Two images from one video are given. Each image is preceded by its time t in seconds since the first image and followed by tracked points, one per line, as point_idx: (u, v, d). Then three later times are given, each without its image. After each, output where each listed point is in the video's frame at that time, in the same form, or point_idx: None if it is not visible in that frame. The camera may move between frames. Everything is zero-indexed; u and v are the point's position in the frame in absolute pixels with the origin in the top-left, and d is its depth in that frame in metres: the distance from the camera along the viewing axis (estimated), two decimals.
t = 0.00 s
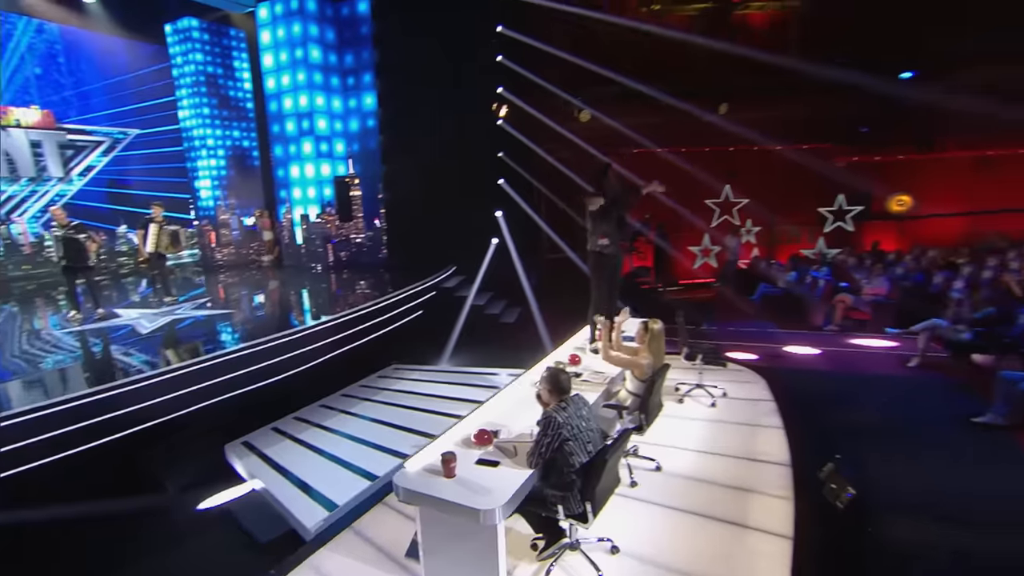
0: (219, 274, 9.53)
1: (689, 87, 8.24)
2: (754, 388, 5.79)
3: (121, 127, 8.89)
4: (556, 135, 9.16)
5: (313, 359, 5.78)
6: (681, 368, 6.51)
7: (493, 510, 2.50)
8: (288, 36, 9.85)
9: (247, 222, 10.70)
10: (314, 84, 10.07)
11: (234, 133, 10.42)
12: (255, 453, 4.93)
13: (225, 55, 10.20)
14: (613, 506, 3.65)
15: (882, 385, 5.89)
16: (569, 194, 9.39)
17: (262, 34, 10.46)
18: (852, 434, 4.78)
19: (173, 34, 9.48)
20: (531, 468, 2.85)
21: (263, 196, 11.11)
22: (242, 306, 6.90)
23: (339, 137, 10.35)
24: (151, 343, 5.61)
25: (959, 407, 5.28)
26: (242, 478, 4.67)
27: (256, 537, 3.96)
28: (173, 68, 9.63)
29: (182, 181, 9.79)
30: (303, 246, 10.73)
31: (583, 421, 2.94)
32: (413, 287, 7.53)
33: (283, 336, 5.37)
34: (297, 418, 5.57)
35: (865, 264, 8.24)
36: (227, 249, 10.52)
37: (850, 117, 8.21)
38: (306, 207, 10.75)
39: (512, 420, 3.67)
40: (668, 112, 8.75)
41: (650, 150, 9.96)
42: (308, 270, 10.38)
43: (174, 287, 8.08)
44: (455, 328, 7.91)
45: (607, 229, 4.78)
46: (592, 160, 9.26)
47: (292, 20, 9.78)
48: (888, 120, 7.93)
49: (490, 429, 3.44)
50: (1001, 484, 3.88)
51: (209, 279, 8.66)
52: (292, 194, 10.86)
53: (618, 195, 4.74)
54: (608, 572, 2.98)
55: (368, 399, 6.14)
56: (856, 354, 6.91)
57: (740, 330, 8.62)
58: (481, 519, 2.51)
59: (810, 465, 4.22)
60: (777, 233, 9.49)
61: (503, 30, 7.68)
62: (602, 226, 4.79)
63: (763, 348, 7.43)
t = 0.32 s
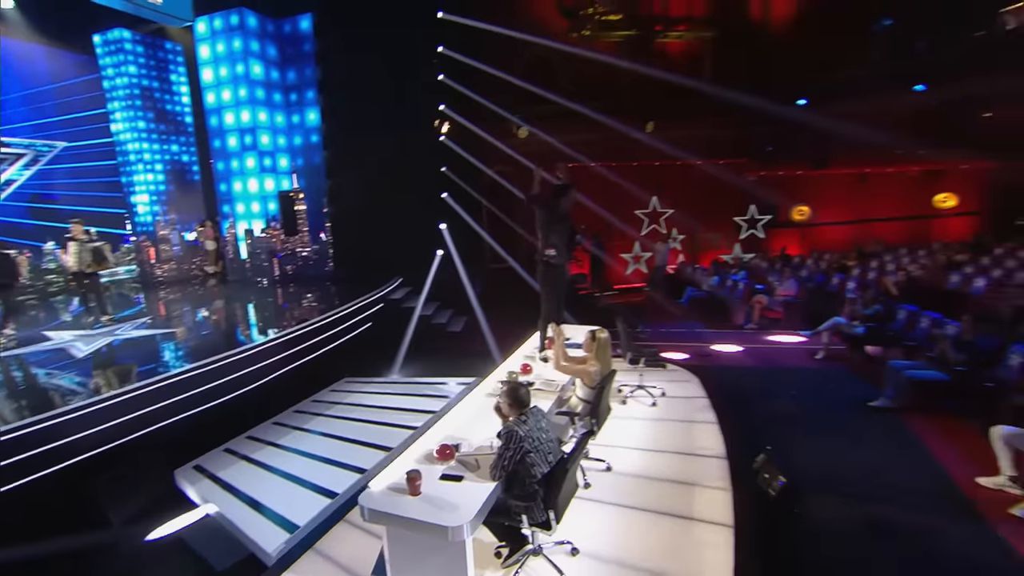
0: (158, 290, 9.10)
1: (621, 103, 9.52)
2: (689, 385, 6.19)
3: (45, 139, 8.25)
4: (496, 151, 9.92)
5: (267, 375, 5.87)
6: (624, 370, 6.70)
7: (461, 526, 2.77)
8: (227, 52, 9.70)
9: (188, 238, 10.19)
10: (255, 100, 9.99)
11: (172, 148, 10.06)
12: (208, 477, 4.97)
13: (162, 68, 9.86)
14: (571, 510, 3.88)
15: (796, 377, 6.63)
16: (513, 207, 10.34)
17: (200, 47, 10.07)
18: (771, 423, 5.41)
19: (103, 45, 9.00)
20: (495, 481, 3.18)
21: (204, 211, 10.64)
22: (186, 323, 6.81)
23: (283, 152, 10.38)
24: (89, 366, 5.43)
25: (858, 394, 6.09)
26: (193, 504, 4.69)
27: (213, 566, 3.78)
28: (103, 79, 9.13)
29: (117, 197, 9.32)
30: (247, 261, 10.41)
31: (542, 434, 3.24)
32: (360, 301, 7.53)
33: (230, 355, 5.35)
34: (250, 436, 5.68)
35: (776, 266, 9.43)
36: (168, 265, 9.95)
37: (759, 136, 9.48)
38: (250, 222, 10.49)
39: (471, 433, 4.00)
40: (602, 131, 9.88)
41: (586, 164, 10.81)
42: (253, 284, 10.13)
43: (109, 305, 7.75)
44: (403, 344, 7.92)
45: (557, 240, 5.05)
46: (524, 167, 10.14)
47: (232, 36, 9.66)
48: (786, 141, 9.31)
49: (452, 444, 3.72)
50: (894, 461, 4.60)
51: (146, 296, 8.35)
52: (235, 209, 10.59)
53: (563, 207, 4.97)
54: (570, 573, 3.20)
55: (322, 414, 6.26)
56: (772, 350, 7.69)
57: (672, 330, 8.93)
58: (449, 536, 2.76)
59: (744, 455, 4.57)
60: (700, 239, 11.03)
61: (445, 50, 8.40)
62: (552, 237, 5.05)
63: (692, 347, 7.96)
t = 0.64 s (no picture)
0: (91, 309, 8.57)
1: (557, 118, 10.35)
2: (630, 386, 6.66)
3: None
4: (436, 165, 10.12)
5: (217, 395, 5.69)
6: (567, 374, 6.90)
7: (432, 544, 2.80)
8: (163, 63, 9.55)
9: (123, 254, 9.56)
10: (194, 113, 10.09)
11: (102, 160, 9.47)
12: (155, 506, 4.72)
13: (88, 78, 9.24)
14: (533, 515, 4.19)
15: (724, 374, 7.32)
16: (461, 219, 10.62)
17: (132, 58, 9.79)
18: (705, 418, 5.99)
19: (20, 52, 8.18)
20: (461, 495, 3.24)
21: (141, 227, 10.18)
22: (121, 343, 6.55)
23: (224, 167, 10.75)
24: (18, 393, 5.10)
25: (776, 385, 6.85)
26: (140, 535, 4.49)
27: None
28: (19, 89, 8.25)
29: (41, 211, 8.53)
30: (189, 278, 9.82)
31: (505, 446, 3.36)
32: (307, 316, 7.55)
33: (179, 377, 5.11)
34: (200, 460, 5.47)
35: (700, 272, 10.28)
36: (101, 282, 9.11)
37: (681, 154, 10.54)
38: (191, 236, 10.55)
39: (432, 447, 4.01)
40: (537, 145, 10.45)
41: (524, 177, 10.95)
42: (197, 301, 9.49)
43: (31, 326, 7.26)
44: (354, 352, 8.05)
45: (506, 260, 5.22)
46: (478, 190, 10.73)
47: (168, 47, 9.53)
48: (707, 155, 10.52)
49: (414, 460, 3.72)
50: (809, 445, 5.31)
51: (72, 316, 7.87)
52: (174, 224, 10.47)
53: (510, 230, 5.20)
54: None
55: (274, 433, 6.16)
56: (700, 348, 8.43)
57: (609, 334, 9.36)
58: (421, 554, 2.78)
59: (685, 453, 5.13)
60: (631, 246, 11.77)
61: (387, 69, 8.26)
62: (498, 257, 5.22)
63: (629, 348, 8.56)
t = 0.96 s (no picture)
0: None
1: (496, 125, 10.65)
2: (579, 390, 6.85)
3: None
4: (379, 174, 9.73)
5: (152, 422, 5.23)
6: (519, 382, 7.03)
7: (403, 568, 2.81)
8: (77, 63, 9.20)
9: (30, 270, 8.18)
10: (115, 118, 9.72)
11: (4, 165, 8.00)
12: (82, 551, 4.27)
13: None
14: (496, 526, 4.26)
15: (666, 374, 7.72)
16: (403, 228, 10.35)
17: (36, 55, 8.98)
18: (651, 419, 6.32)
19: None
20: (428, 515, 3.25)
21: (53, 241, 8.80)
22: (34, 368, 5.97)
23: (152, 176, 10.24)
24: None
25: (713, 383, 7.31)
26: None
27: None
28: None
29: None
30: (114, 293, 9.18)
31: (471, 463, 3.34)
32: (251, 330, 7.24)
33: (115, 402, 4.71)
34: (134, 493, 5.04)
35: (638, 276, 10.78)
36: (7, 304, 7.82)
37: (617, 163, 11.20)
38: (115, 250, 9.78)
39: (393, 464, 3.88)
40: (478, 153, 10.32)
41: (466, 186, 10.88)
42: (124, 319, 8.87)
43: None
44: (301, 365, 7.83)
45: (456, 274, 5.20)
46: (419, 201, 10.47)
47: (81, 46, 9.19)
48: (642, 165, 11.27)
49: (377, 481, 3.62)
50: (747, 438, 5.73)
51: None
52: (94, 237, 9.52)
53: (462, 243, 5.23)
54: None
55: (219, 458, 5.78)
56: (642, 349, 8.83)
57: (555, 338, 9.57)
58: None
59: (637, 455, 5.40)
60: (572, 252, 12.09)
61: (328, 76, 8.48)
62: (450, 270, 5.19)
63: (577, 352, 8.81)
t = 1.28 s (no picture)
0: None
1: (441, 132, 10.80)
2: (535, 398, 6.91)
3: None
4: (319, 181, 9.68)
5: (81, 455, 4.72)
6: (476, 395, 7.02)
7: None
8: None
9: None
10: None
11: None
12: None
13: None
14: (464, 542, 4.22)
15: (617, 376, 7.93)
16: (348, 237, 10.18)
17: None
18: (606, 422, 6.48)
19: None
20: (399, 539, 3.20)
21: None
22: None
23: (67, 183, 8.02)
24: None
25: (662, 383, 7.60)
26: None
27: None
28: None
29: None
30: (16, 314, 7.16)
31: (442, 483, 3.31)
32: (192, 347, 6.76)
33: (36, 437, 4.14)
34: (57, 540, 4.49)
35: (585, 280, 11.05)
36: None
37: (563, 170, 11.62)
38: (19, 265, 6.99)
39: (358, 488, 3.76)
40: (428, 161, 10.55)
41: (410, 193, 10.65)
42: (35, 341, 7.96)
43: None
44: (247, 382, 7.55)
45: (415, 285, 5.10)
46: (367, 209, 10.38)
47: None
48: (585, 171, 11.76)
49: (343, 507, 3.49)
50: (697, 436, 5.99)
51: None
52: None
53: (416, 252, 5.08)
54: None
55: (159, 490, 5.36)
56: (592, 352, 9.04)
57: (506, 345, 9.60)
58: None
59: (597, 459, 5.51)
60: (518, 258, 12.18)
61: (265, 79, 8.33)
62: (408, 281, 5.09)
63: (529, 358, 8.88)
